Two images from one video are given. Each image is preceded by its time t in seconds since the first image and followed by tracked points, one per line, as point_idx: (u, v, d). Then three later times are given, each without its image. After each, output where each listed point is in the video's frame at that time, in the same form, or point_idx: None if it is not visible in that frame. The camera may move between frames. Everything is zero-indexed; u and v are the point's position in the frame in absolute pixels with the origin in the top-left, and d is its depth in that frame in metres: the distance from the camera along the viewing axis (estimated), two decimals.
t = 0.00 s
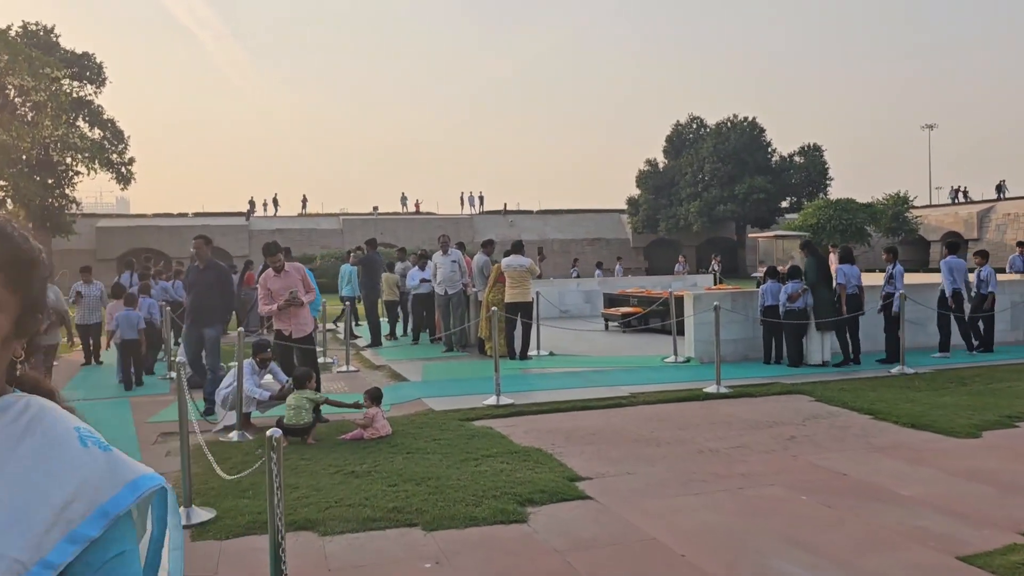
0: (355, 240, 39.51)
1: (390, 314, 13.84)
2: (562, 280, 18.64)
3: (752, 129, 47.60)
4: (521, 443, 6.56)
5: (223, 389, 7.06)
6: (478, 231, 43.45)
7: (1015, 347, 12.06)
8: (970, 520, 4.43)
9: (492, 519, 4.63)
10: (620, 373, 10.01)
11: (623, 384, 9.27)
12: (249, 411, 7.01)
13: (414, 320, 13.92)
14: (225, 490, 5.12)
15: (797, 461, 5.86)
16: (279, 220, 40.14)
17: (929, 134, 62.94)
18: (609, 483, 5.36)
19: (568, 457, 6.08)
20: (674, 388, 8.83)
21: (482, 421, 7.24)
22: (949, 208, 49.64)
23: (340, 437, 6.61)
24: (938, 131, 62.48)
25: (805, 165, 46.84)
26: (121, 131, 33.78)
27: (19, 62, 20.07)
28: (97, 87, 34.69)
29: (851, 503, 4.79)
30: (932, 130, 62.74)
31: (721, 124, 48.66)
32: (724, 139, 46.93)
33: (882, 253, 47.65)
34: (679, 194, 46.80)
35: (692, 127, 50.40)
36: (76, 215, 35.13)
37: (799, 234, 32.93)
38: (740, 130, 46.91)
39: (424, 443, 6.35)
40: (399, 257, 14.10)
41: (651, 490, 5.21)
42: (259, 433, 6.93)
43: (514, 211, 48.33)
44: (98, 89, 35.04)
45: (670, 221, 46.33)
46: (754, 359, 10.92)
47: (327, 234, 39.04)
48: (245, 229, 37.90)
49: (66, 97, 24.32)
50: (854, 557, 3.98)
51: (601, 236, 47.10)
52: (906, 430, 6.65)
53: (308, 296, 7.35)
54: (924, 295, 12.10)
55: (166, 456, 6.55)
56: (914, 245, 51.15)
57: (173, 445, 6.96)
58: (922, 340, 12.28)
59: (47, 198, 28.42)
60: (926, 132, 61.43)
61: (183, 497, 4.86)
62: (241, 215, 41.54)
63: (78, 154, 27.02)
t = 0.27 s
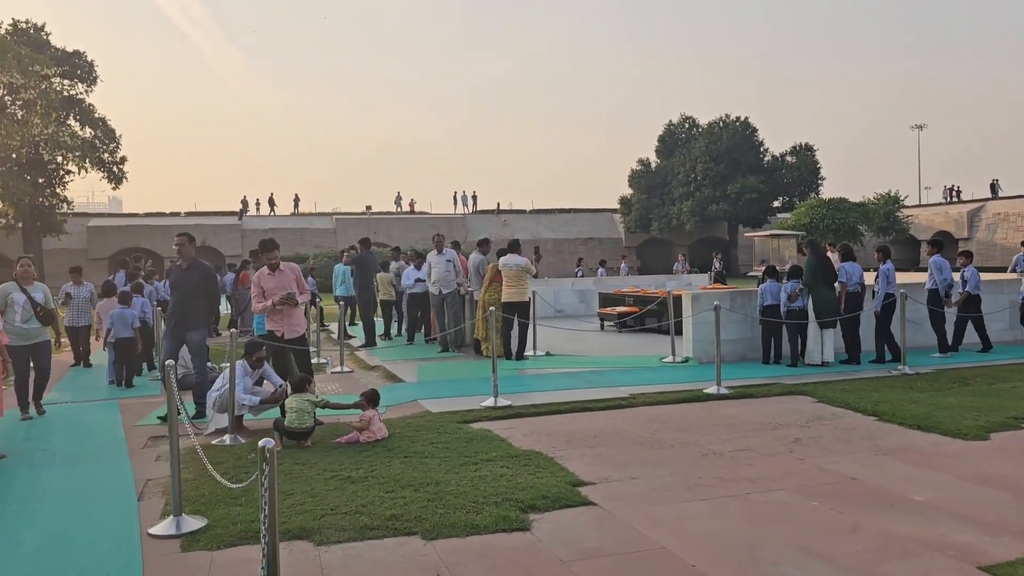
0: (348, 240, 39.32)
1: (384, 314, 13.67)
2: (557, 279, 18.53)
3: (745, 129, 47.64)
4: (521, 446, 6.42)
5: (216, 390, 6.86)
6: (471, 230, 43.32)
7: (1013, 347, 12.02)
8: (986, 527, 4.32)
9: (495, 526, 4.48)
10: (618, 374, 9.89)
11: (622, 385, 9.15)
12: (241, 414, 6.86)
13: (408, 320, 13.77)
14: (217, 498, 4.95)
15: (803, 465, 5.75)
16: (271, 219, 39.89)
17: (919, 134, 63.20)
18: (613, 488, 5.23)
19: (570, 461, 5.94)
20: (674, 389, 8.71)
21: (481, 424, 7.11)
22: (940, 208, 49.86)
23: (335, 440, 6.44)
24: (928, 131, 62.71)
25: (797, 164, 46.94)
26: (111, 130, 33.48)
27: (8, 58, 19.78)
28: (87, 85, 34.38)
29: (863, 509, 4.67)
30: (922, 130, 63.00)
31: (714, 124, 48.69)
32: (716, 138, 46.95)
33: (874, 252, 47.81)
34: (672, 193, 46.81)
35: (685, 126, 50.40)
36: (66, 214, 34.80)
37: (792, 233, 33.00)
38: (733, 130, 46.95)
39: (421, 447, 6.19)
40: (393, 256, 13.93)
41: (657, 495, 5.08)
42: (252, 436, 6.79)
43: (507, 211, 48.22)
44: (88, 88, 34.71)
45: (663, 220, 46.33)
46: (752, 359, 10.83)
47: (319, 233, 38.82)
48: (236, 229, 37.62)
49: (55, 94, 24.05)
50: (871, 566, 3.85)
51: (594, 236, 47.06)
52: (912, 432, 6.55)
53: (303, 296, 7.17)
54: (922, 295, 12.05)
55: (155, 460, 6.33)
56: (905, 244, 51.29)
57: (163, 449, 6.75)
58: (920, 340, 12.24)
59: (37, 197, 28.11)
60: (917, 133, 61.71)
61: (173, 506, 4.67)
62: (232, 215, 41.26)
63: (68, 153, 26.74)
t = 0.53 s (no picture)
0: (345, 240, 39.12)
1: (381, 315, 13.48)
2: (556, 280, 18.37)
3: (743, 129, 47.51)
4: (524, 452, 6.26)
5: (209, 395, 6.65)
6: (468, 231, 43.14)
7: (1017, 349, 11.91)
8: (1009, 539, 4.17)
9: (499, 538, 4.30)
10: (621, 377, 9.72)
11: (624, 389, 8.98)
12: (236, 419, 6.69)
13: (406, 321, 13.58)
14: (210, 508, 4.76)
15: (815, 472, 5.60)
16: (267, 219, 39.66)
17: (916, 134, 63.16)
18: (621, 497, 5.07)
19: (575, 468, 5.77)
20: (678, 393, 8.56)
21: (482, 429, 6.94)
22: (937, 209, 49.83)
23: (332, 445, 6.25)
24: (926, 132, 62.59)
25: (795, 165, 46.86)
26: (107, 129, 33.21)
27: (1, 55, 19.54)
28: (82, 84, 34.12)
29: (880, 521, 4.51)
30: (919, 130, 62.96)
31: (712, 124, 48.57)
32: (715, 139, 46.82)
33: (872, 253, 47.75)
34: (670, 194, 46.68)
35: (683, 127, 50.28)
36: (61, 213, 34.54)
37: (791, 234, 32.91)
38: (731, 130, 46.84)
39: (421, 452, 6.00)
40: (390, 256, 13.72)
41: (666, 505, 4.92)
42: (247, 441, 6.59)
43: (505, 211, 48.05)
44: (83, 86, 34.44)
45: (661, 221, 46.20)
46: (756, 362, 10.69)
47: (316, 233, 38.62)
48: (233, 229, 37.40)
49: (50, 92, 23.80)
50: None
51: (592, 236, 46.93)
52: (924, 438, 6.41)
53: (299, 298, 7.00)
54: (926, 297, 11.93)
55: (146, 467, 6.14)
56: (903, 245, 51.22)
57: (154, 454, 6.55)
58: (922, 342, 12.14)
59: (31, 196, 27.86)
60: (916, 132, 61.61)
61: (163, 516, 4.48)
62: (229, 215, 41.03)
63: (63, 152, 26.50)
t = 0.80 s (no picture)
0: (346, 239, 38.97)
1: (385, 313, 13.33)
2: (560, 279, 18.23)
3: (746, 129, 47.34)
4: (536, 455, 6.12)
5: (213, 395, 6.51)
6: (470, 230, 42.98)
7: None
8: None
9: (515, 546, 4.14)
10: (630, 378, 9.57)
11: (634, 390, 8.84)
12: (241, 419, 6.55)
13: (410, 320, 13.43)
14: (216, 513, 4.61)
15: (835, 477, 5.46)
16: (268, 218, 39.50)
17: (917, 134, 63.05)
18: (639, 502, 4.93)
19: (589, 472, 5.63)
20: (689, 395, 8.42)
21: (493, 431, 6.80)
22: (940, 209, 49.66)
23: (338, 448, 6.09)
24: (928, 131, 62.41)
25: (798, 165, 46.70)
26: (107, 127, 33.04)
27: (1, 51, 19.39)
28: (83, 81, 33.96)
29: (908, 528, 4.38)
30: (920, 130, 62.86)
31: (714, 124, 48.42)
32: (717, 138, 46.65)
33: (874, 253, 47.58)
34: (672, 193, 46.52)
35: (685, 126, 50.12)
36: (61, 212, 34.38)
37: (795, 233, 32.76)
38: (734, 130, 46.66)
39: (431, 455, 5.85)
40: (394, 254, 13.55)
41: (685, 511, 4.78)
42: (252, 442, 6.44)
43: (506, 210, 47.88)
44: (84, 84, 34.29)
45: (663, 220, 46.05)
46: (766, 363, 10.55)
47: (317, 232, 38.46)
48: (234, 227, 37.23)
49: (50, 90, 23.65)
50: None
51: (594, 236, 46.77)
52: (944, 442, 6.27)
53: (303, 297, 6.84)
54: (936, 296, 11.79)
55: (149, 469, 5.98)
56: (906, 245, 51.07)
57: (157, 457, 6.40)
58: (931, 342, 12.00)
59: (31, 194, 27.71)
60: (917, 131, 61.38)
61: (166, 521, 4.33)
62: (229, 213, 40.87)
63: (63, 150, 26.34)
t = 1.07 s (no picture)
0: (352, 239, 38.86)
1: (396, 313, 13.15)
2: (571, 279, 18.07)
3: (754, 128, 47.05)
4: (559, 460, 5.96)
5: (225, 398, 6.36)
6: (476, 230, 42.82)
7: None
8: None
9: (544, 556, 3.98)
10: (647, 380, 9.39)
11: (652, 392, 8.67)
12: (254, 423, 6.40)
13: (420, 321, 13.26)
14: (232, 522, 4.46)
15: (869, 484, 5.30)
16: (274, 217, 39.40)
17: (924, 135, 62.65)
18: (668, 510, 4.77)
19: (614, 477, 5.48)
20: (710, 397, 8.25)
21: (513, 434, 6.66)
22: (948, 208, 49.32)
23: (355, 452, 5.92)
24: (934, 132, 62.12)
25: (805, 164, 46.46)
26: (114, 126, 32.95)
27: (7, 50, 19.27)
28: (90, 80, 33.89)
29: (951, 538, 4.22)
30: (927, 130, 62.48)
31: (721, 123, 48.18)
32: (725, 137, 46.41)
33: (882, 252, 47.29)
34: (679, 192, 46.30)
35: (691, 125, 49.88)
36: (67, 211, 34.31)
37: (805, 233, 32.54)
38: (741, 129, 46.43)
39: (451, 460, 5.68)
40: (403, 254, 13.32)
41: (717, 520, 4.63)
42: (264, 447, 6.28)
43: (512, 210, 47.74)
44: (90, 83, 34.23)
45: (670, 220, 45.84)
46: (785, 365, 10.37)
47: (323, 231, 38.33)
48: (240, 226, 37.11)
49: (57, 89, 23.53)
50: None
51: (600, 235, 46.59)
52: (978, 446, 6.10)
53: (316, 297, 6.66)
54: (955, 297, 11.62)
55: (161, 474, 5.82)
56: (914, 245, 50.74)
57: (168, 460, 6.23)
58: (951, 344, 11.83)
59: (37, 193, 27.62)
60: (924, 131, 61.03)
61: (181, 529, 4.17)
62: (235, 213, 40.76)
63: (69, 149, 26.22)
